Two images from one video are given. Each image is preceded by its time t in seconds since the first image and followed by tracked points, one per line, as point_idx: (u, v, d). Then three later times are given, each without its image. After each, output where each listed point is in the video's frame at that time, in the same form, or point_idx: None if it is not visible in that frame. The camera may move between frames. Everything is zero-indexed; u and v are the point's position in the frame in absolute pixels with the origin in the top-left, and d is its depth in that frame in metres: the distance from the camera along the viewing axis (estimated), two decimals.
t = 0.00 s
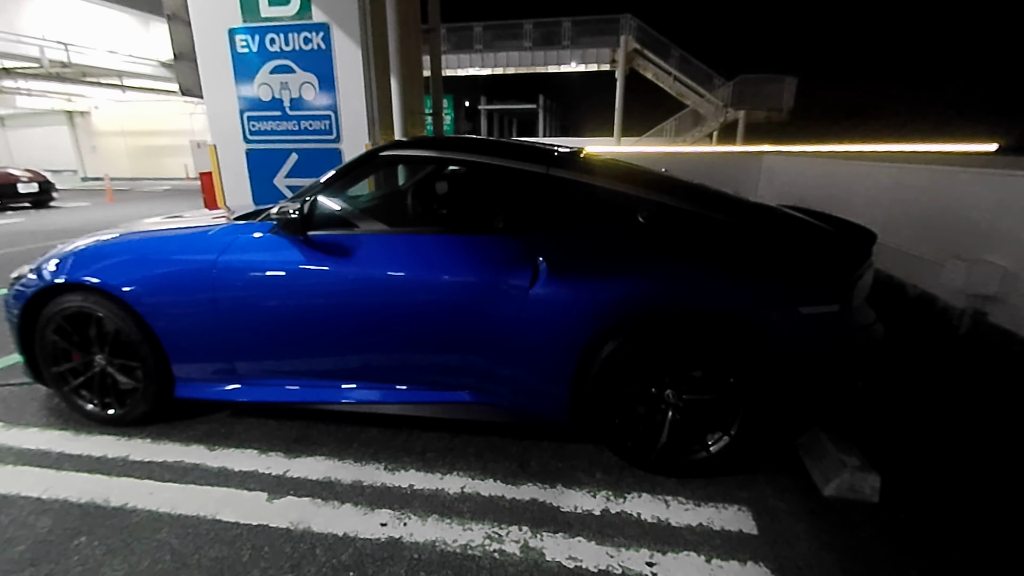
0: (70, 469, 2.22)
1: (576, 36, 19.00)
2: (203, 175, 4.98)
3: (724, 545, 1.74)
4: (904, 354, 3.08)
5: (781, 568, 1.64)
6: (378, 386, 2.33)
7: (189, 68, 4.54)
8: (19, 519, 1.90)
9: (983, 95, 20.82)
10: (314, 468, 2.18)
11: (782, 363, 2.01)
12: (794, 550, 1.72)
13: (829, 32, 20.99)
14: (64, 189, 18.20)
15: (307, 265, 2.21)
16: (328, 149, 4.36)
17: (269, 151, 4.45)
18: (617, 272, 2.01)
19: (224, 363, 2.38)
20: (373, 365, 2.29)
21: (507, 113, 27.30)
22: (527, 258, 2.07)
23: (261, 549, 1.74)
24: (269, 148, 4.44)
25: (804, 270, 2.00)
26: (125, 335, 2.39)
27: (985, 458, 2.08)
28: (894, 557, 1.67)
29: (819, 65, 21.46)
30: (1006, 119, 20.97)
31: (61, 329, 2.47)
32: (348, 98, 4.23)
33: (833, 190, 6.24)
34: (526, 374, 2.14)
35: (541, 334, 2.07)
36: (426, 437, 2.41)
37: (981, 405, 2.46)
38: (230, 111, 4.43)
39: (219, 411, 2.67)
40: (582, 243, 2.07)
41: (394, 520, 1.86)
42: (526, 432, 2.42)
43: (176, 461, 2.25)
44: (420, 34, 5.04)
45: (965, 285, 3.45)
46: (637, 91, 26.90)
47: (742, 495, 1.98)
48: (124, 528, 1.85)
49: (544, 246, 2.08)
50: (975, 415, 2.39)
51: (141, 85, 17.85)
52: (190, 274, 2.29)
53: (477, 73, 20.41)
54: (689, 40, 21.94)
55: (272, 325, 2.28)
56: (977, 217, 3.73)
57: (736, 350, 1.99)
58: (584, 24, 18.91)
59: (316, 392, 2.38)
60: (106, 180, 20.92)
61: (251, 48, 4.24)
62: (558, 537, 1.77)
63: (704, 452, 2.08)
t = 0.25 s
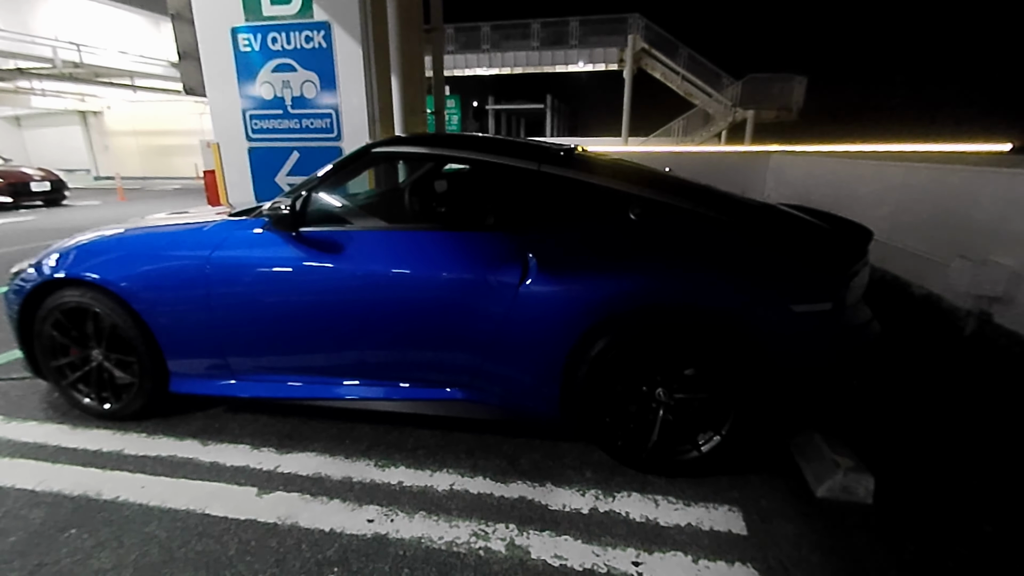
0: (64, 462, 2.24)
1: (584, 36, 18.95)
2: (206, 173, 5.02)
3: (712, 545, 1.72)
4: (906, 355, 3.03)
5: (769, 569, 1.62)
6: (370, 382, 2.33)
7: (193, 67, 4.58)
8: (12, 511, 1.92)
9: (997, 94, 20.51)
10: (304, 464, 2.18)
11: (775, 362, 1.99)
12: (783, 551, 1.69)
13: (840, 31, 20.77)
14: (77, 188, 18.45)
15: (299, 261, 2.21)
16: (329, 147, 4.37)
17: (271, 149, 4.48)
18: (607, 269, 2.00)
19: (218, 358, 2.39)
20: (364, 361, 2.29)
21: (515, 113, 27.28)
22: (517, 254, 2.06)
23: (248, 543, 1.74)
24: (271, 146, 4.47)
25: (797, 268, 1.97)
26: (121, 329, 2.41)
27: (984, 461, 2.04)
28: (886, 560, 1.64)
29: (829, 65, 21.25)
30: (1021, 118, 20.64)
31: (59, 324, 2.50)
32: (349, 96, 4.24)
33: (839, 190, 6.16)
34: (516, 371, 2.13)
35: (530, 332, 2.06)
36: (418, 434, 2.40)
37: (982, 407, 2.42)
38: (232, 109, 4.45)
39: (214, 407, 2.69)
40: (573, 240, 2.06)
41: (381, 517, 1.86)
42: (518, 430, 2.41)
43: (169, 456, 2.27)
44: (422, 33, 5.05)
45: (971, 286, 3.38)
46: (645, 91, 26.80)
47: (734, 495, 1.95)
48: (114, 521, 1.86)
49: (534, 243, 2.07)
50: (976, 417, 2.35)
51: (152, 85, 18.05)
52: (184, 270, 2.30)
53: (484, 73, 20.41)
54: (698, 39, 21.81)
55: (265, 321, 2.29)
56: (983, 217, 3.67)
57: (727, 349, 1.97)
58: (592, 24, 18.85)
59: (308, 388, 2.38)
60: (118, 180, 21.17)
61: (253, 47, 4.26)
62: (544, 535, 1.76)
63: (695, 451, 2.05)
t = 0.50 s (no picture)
0: (58, 459, 2.25)
1: (590, 36, 18.91)
2: (208, 172, 5.05)
3: (702, 548, 1.69)
4: (907, 356, 2.98)
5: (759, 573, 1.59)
6: (361, 381, 2.32)
7: (195, 66, 4.60)
8: (3, 507, 1.93)
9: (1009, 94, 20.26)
10: (295, 463, 2.17)
11: (768, 363, 1.96)
12: (774, 555, 1.66)
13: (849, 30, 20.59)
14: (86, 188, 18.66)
15: (290, 259, 2.21)
16: (329, 146, 4.38)
17: (271, 148, 4.49)
18: (599, 268, 1.97)
19: (210, 356, 2.39)
20: (356, 360, 2.28)
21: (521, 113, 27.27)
22: (508, 253, 2.05)
23: (234, 541, 1.74)
24: (271, 145, 4.48)
25: (791, 268, 1.94)
26: (115, 327, 2.42)
27: (983, 465, 2.00)
28: (879, 565, 1.60)
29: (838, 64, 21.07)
30: None
31: (55, 321, 2.51)
32: (349, 95, 4.24)
33: (844, 189, 6.11)
34: (506, 371, 2.11)
35: (521, 331, 2.04)
36: (410, 433, 2.39)
37: (983, 410, 2.37)
38: (233, 109, 4.47)
39: (209, 404, 2.69)
40: (564, 239, 2.04)
41: (368, 516, 1.85)
42: (511, 430, 2.39)
43: (162, 453, 2.27)
44: (423, 32, 5.04)
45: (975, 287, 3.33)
46: (651, 91, 26.71)
47: (726, 498, 1.92)
48: (103, 518, 1.86)
49: (526, 241, 2.05)
50: (976, 421, 2.30)
51: (161, 86, 18.22)
52: (177, 268, 2.30)
53: (489, 73, 20.43)
54: (704, 39, 21.71)
55: (256, 319, 2.29)
56: (989, 217, 3.61)
57: (720, 349, 1.95)
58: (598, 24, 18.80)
59: (300, 387, 2.38)
60: (127, 179, 21.38)
61: (254, 47, 4.28)
62: (531, 536, 1.74)
63: (687, 453, 2.03)
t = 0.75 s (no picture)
0: (53, 456, 2.26)
1: (597, 36, 18.85)
2: (211, 171, 5.07)
3: (695, 554, 1.66)
4: (912, 360, 2.93)
5: None
6: (355, 381, 2.31)
7: (199, 66, 4.62)
8: None
9: None
10: (288, 463, 2.16)
11: (765, 366, 1.92)
12: (769, 562, 1.62)
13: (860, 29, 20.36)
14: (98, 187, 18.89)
15: (284, 258, 2.20)
16: (331, 146, 4.38)
17: (273, 148, 4.50)
18: (593, 269, 1.94)
19: (205, 355, 2.39)
20: (349, 360, 2.27)
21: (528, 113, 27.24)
22: (501, 252, 2.02)
23: (223, 541, 1.73)
24: (274, 144, 4.49)
25: (789, 270, 1.90)
26: (112, 325, 2.42)
27: (988, 474, 1.95)
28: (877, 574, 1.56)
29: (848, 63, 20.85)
30: None
31: (53, 319, 2.52)
32: (350, 94, 4.24)
33: (852, 190, 6.02)
34: (500, 372, 2.09)
35: (514, 332, 2.01)
36: (404, 434, 2.38)
37: (988, 416, 2.32)
38: (235, 108, 4.48)
39: (205, 403, 2.69)
40: (558, 238, 2.01)
41: (358, 518, 1.83)
42: (505, 431, 2.37)
43: (156, 452, 2.27)
44: (426, 32, 5.03)
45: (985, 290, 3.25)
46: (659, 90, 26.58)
47: (722, 503, 1.89)
48: (94, 516, 1.86)
49: (519, 241, 2.03)
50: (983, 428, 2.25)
51: (171, 86, 18.39)
52: (172, 267, 2.30)
53: (497, 73, 20.44)
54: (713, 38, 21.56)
55: (251, 318, 2.28)
56: (999, 218, 3.54)
57: (716, 351, 1.91)
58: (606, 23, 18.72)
59: (294, 387, 2.37)
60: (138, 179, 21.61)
61: (257, 46, 4.28)
62: (522, 540, 1.72)
63: (683, 457, 2.00)
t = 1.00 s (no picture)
0: (53, 454, 2.28)
1: (606, 36, 18.77)
2: (217, 172, 5.11)
3: (688, 563, 1.63)
4: (918, 366, 2.87)
5: None
6: (351, 383, 2.31)
7: (205, 67, 4.65)
8: None
9: None
10: (282, 464, 2.17)
11: (762, 372, 1.89)
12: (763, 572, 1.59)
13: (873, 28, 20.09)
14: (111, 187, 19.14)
15: (280, 259, 2.20)
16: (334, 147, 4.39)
17: (277, 148, 4.52)
18: (587, 272, 1.92)
19: (203, 355, 2.40)
20: (345, 362, 2.26)
21: (536, 113, 27.21)
22: (496, 255, 2.01)
23: (214, 543, 1.73)
24: (278, 145, 4.51)
25: (787, 274, 1.88)
26: (112, 325, 2.44)
27: (992, 484, 1.90)
28: None
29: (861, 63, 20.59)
30: None
31: (55, 318, 2.54)
32: (353, 95, 4.24)
33: (862, 191, 5.94)
34: (494, 375, 2.07)
35: (508, 335, 1.99)
36: (399, 436, 2.37)
37: (995, 425, 2.26)
38: (240, 109, 4.51)
39: (204, 403, 2.70)
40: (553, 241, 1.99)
41: (350, 521, 1.82)
42: (501, 435, 2.35)
43: (153, 452, 2.29)
44: (430, 32, 5.03)
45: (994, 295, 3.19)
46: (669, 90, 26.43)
47: (717, 511, 1.86)
48: (89, 516, 1.88)
49: (514, 243, 2.01)
50: (989, 437, 2.19)
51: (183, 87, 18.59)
52: (170, 267, 2.31)
53: (505, 73, 20.43)
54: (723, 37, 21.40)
55: (248, 319, 2.29)
56: (1010, 221, 3.46)
57: (712, 357, 1.89)
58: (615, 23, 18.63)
59: (290, 388, 2.37)
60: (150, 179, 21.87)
61: (261, 47, 4.31)
62: (512, 546, 1.70)
63: (678, 463, 1.97)
